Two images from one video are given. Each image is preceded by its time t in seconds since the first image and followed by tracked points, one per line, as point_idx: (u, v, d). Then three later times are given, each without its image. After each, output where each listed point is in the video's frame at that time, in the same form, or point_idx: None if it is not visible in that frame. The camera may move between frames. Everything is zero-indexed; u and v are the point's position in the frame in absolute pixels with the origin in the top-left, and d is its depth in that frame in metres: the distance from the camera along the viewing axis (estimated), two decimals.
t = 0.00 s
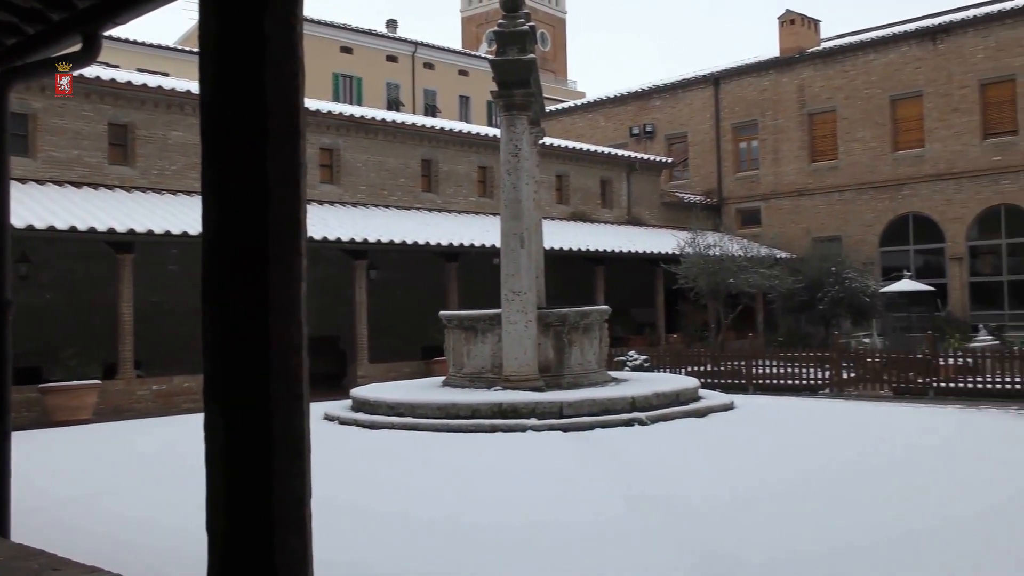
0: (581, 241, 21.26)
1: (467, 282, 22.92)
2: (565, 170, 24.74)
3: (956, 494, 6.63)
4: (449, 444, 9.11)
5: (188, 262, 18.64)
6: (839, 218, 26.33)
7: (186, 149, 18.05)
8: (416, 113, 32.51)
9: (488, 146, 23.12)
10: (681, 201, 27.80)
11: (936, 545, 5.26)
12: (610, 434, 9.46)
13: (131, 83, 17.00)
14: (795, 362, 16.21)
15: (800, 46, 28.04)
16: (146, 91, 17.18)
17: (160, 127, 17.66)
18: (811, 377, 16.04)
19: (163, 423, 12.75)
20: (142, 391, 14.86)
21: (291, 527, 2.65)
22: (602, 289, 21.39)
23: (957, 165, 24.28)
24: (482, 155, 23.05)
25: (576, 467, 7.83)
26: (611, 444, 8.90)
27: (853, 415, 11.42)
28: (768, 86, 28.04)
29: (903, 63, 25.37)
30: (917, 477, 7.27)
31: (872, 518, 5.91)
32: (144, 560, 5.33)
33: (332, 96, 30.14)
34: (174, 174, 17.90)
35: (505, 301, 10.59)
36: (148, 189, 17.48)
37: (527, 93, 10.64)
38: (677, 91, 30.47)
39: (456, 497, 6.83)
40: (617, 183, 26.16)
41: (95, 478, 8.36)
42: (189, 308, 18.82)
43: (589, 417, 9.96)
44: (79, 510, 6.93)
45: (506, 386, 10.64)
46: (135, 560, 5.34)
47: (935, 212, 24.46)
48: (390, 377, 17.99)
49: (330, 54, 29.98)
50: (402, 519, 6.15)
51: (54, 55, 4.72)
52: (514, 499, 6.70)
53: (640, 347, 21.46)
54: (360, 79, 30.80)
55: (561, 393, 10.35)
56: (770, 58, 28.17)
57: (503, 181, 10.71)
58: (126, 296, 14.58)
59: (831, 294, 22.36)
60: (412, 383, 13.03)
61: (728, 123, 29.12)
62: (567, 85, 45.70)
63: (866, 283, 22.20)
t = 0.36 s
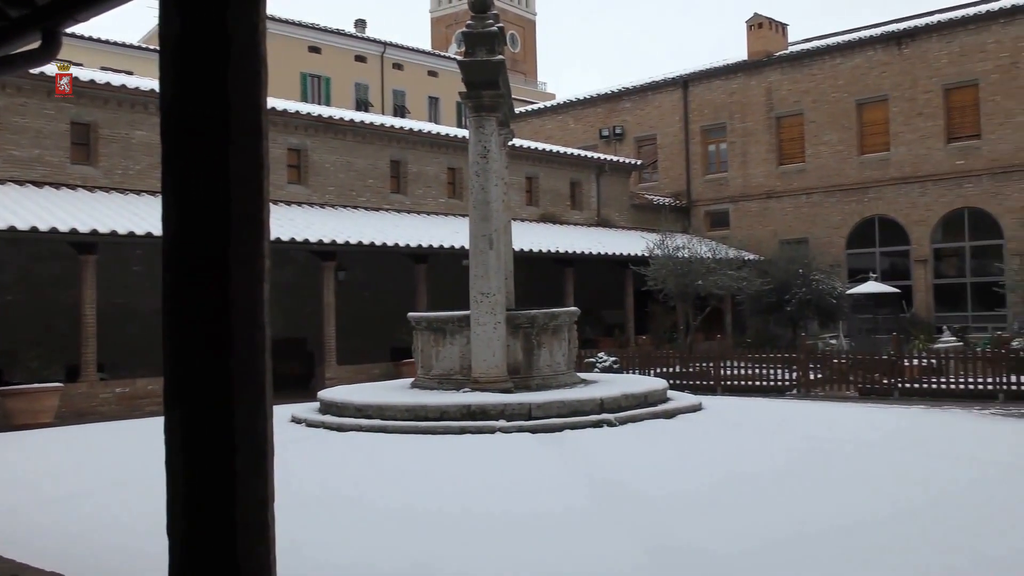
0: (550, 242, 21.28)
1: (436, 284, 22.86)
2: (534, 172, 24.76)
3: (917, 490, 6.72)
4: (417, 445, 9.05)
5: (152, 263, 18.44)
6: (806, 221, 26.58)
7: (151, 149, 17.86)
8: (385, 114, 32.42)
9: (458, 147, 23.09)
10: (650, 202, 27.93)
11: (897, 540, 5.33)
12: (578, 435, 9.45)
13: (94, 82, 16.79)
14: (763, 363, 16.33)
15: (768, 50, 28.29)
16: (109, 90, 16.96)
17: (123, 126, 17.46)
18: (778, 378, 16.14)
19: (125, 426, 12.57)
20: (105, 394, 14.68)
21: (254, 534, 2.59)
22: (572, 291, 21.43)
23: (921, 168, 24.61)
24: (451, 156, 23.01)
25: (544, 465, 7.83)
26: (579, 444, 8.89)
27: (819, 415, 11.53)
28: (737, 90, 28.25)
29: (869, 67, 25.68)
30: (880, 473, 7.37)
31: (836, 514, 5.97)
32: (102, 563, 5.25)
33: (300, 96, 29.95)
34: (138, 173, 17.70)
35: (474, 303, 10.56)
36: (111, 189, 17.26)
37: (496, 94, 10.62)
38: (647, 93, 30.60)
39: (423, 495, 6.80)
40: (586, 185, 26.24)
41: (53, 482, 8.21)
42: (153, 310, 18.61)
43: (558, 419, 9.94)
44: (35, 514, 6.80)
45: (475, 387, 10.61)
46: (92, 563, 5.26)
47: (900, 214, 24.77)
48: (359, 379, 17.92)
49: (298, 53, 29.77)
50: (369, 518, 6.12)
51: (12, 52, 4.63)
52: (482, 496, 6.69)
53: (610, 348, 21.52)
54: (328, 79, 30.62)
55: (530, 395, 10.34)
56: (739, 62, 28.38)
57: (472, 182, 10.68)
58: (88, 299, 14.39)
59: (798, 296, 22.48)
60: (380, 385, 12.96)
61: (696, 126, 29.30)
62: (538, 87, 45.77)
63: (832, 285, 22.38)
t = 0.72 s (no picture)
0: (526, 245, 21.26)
1: (411, 286, 22.76)
2: (510, 174, 24.74)
3: (895, 493, 6.68)
4: (393, 449, 8.93)
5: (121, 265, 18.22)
6: (780, 224, 26.76)
7: (119, 150, 17.66)
8: (359, 115, 32.30)
9: (433, 149, 23.02)
10: (625, 205, 28.00)
11: (872, 544, 5.28)
12: (553, 438, 9.41)
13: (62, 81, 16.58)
14: (738, 366, 16.39)
15: (742, 54, 28.45)
16: (77, 89, 16.76)
17: (91, 126, 17.25)
18: (752, 381, 16.21)
19: (91, 430, 12.40)
20: (73, 398, 14.49)
21: (223, 548, 2.37)
22: (547, 293, 21.43)
23: (893, 172, 24.85)
24: (426, 159, 22.95)
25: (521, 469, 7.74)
26: (553, 447, 8.83)
27: (793, 417, 11.58)
28: (711, 93, 28.39)
29: (842, 71, 25.89)
30: (859, 477, 7.33)
31: (814, 518, 5.91)
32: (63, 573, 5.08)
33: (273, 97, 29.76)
34: (107, 174, 17.49)
35: (449, 306, 10.50)
36: (79, 190, 17.05)
37: (470, 96, 10.57)
38: (622, 96, 30.68)
39: (397, 498, 6.71)
40: (561, 187, 26.27)
41: (14, 488, 8.05)
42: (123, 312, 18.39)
43: (533, 421, 9.91)
44: None
45: (450, 391, 10.55)
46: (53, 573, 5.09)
47: (872, 218, 25.00)
48: (332, 382, 17.81)
49: (271, 54, 29.59)
50: (341, 522, 6.01)
51: None
52: (458, 500, 6.60)
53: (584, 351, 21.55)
54: (302, 79, 30.46)
55: (505, 398, 10.30)
56: (714, 65, 28.51)
57: (447, 184, 10.62)
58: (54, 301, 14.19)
59: (772, 299, 22.51)
60: (353, 388, 12.87)
61: (671, 129, 29.41)
62: (513, 89, 45.80)
63: (806, 287, 22.49)
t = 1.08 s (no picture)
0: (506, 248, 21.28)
1: (390, 289, 22.72)
2: (489, 177, 24.76)
3: (875, 497, 6.69)
4: (373, 452, 8.88)
5: (98, 267, 18.06)
6: (758, 227, 26.93)
7: (97, 152, 17.52)
8: (338, 118, 32.24)
9: (412, 152, 23.02)
10: (605, 208, 28.09)
11: (848, 548, 5.29)
12: (532, 441, 9.41)
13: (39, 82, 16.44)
14: (716, 369, 16.47)
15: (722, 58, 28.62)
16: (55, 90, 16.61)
17: (69, 128, 17.10)
18: (730, 384, 16.29)
19: (67, 433, 12.27)
20: (50, 401, 14.35)
21: (202, 558, 2.28)
22: (527, 297, 21.47)
23: (871, 176, 25.08)
24: (406, 161, 22.93)
25: (503, 472, 7.71)
26: (533, 450, 8.83)
27: (771, 420, 11.67)
28: (691, 97, 28.53)
29: (820, 76, 26.10)
30: (840, 481, 7.35)
31: (795, 523, 5.91)
32: None
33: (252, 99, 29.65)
34: (85, 176, 17.34)
35: (428, 308, 10.49)
36: (56, 192, 16.89)
37: (450, 99, 10.58)
38: (601, 100, 30.78)
39: (379, 501, 6.68)
40: (541, 191, 26.32)
41: None
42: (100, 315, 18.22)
43: (512, 424, 9.91)
44: None
45: (429, 393, 10.53)
46: None
47: (851, 221, 25.20)
48: (312, 385, 17.75)
49: (250, 56, 29.47)
50: (321, 526, 5.95)
51: None
52: (441, 504, 6.57)
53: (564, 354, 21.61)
54: (281, 81, 30.36)
55: (484, 401, 10.29)
56: (693, 69, 28.66)
57: (426, 187, 10.62)
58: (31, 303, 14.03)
59: (751, 302, 22.65)
60: (332, 391, 12.82)
61: (650, 132, 29.53)
62: (493, 93, 45.85)
63: (784, 291, 22.66)
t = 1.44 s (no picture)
0: (491, 252, 21.29)
1: (376, 293, 22.71)
2: (474, 181, 24.77)
3: (859, 502, 6.69)
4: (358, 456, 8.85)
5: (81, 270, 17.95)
6: (743, 232, 27.06)
7: (81, 155, 17.42)
8: (323, 121, 32.16)
9: (397, 156, 23.01)
10: (590, 212, 28.12)
11: (828, 552, 5.32)
12: (516, 445, 9.41)
13: (23, 84, 16.34)
14: (701, 373, 16.51)
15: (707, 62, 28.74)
16: (39, 92, 16.51)
17: (53, 130, 17.00)
18: (715, 388, 16.34)
19: (49, 437, 12.15)
20: (33, 405, 14.25)
21: (183, 558, 2.25)
22: (512, 301, 21.48)
23: (855, 181, 25.25)
24: (391, 165, 22.92)
25: (488, 476, 7.68)
26: (517, 454, 8.84)
27: (754, 423, 11.74)
28: (676, 101, 28.63)
29: (805, 81, 26.26)
30: (823, 485, 7.38)
31: (776, 527, 5.93)
32: None
33: (235, 102, 29.53)
34: (68, 178, 17.24)
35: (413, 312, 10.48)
36: (40, 195, 16.78)
37: (434, 103, 10.59)
38: (587, 104, 30.83)
39: (365, 505, 6.68)
40: (526, 195, 26.34)
41: None
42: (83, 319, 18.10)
43: (497, 428, 9.92)
44: None
45: (414, 397, 10.52)
46: None
47: (835, 226, 25.36)
48: (297, 390, 17.71)
49: (234, 59, 29.36)
50: (303, 531, 5.91)
51: None
52: (426, 507, 6.56)
53: (549, 357, 21.66)
54: (265, 85, 30.24)
55: (468, 405, 10.30)
56: (678, 73, 28.75)
57: (410, 191, 10.61)
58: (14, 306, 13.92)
59: (736, 305, 22.75)
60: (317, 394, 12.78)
61: (635, 137, 29.60)
62: (478, 97, 45.85)
63: (769, 295, 22.77)
